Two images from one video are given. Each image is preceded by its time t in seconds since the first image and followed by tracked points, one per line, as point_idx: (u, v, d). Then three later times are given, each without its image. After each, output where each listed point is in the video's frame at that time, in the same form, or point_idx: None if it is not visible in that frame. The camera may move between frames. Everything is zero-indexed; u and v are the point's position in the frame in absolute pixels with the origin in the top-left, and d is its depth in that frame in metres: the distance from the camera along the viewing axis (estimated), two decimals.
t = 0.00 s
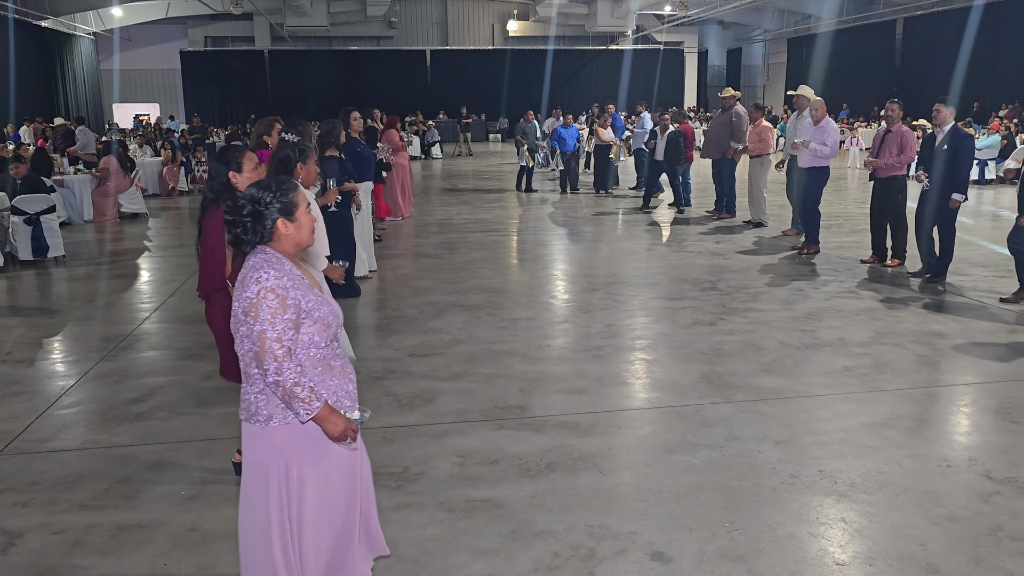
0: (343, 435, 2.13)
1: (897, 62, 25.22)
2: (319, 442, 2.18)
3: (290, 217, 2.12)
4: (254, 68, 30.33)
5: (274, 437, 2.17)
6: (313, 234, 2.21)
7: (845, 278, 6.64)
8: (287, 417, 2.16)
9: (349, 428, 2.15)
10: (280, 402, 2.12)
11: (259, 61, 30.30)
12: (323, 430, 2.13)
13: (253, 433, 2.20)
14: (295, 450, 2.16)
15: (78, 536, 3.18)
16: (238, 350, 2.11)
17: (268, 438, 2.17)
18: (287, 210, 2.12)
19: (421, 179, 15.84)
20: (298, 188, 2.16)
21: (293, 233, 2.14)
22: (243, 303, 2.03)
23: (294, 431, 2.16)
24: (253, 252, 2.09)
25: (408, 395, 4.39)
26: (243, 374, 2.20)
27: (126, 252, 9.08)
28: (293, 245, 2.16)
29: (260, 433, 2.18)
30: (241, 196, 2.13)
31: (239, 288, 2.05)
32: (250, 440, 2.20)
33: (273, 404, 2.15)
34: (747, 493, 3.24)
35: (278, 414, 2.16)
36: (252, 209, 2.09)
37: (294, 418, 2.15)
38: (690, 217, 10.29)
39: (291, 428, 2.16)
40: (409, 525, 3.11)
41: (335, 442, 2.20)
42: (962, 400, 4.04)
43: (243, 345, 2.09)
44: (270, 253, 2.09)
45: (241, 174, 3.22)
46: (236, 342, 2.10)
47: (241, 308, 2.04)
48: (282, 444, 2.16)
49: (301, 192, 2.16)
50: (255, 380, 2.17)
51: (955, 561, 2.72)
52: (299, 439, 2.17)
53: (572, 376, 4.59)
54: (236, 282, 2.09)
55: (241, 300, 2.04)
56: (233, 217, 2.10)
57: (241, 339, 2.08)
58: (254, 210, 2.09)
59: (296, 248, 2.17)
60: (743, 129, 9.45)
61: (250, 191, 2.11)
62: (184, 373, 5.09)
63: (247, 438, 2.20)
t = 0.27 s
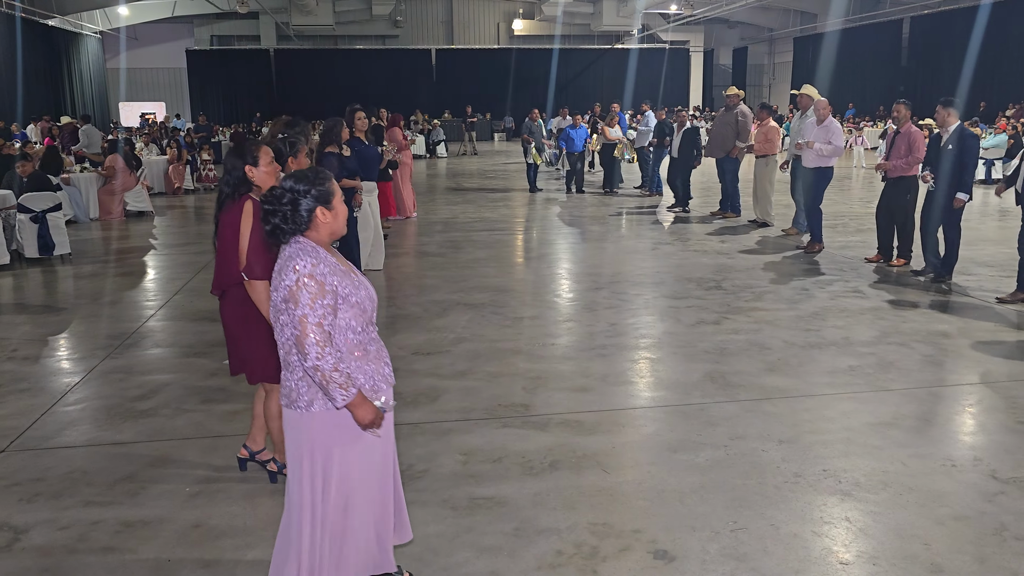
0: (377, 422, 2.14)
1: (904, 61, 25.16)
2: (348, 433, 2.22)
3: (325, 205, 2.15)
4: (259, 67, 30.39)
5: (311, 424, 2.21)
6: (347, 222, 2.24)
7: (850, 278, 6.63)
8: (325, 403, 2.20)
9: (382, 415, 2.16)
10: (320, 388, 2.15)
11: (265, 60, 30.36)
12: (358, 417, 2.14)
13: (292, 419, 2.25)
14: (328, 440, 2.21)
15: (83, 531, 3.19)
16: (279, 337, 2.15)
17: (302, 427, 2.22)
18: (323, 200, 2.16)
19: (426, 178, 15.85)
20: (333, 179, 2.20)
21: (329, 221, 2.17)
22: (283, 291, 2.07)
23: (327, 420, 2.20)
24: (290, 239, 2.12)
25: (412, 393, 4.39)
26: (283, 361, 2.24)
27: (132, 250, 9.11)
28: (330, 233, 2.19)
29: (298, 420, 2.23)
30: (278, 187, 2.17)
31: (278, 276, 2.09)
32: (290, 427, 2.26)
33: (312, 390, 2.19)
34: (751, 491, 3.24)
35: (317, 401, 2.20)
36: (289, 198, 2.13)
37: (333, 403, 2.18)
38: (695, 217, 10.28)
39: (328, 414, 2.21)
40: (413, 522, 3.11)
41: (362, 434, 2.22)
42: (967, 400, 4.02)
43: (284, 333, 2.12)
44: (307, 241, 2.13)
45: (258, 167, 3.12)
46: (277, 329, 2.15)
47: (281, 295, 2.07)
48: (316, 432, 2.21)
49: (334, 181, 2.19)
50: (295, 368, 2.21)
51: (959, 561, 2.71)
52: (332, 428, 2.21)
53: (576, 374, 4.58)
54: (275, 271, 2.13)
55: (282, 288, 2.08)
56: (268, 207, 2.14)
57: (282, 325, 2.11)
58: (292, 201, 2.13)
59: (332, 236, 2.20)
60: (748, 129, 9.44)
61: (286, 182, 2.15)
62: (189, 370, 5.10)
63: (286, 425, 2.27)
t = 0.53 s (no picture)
0: (385, 423, 2.17)
1: (910, 61, 25.10)
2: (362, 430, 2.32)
3: (341, 204, 2.20)
4: (265, 67, 30.45)
5: (330, 418, 2.32)
6: (364, 218, 2.28)
7: (854, 278, 6.62)
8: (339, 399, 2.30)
9: (392, 416, 2.18)
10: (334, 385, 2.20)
11: (270, 59, 30.42)
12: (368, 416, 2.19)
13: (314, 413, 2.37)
14: (338, 438, 2.31)
15: (87, 529, 3.21)
16: (295, 333, 2.22)
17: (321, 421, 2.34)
18: (339, 198, 2.19)
19: (431, 178, 15.86)
20: (351, 176, 2.24)
21: (344, 219, 2.21)
22: (297, 289, 2.12)
23: (341, 416, 2.30)
24: (306, 237, 2.17)
25: (415, 393, 4.39)
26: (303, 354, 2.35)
27: (138, 249, 9.14)
28: (347, 229, 2.23)
29: (319, 413, 2.35)
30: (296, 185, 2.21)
31: (294, 273, 2.14)
32: (312, 420, 2.38)
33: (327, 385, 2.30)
34: (754, 491, 3.23)
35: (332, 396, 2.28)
36: (306, 197, 2.17)
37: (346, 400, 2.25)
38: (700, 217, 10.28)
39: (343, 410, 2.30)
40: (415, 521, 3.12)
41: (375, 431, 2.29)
42: (971, 401, 4.01)
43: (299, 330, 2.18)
44: (323, 238, 2.17)
45: (269, 165, 3.12)
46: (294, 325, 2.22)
47: (296, 293, 2.13)
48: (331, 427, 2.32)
49: (351, 180, 2.23)
50: (312, 362, 2.30)
51: (962, 562, 2.71)
52: (346, 423, 2.30)
53: (579, 374, 4.58)
54: (292, 267, 2.19)
55: (297, 285, 2.13)
56: (294, 200, 2.17)
57: (298, 322, 2.18)
58: (309, 200, 2.17)
59: (349, 232, 2.24)
60: (752, 128, 9.42)
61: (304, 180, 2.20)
62: (193, 369, 5.12)
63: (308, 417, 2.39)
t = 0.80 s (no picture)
0: (383, 434, 2.13)
1: (917, 62, 25.05)
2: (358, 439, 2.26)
3: (342, 211, 2.17)
4: (271, 67, 30.52)
5: (329, 428, 2.27)
6: (362, 227, 2.25)
7: (859, 278, 6.63)
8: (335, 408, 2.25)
9: (390, 427, 2.15)
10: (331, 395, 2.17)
11: (276, 60, 30.50)
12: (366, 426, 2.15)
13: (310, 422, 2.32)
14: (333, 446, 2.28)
15: (92, 528, 3.22)
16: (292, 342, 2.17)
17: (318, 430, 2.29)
18: (338, 207, 2.16)
19: (436, 178, 15.89)
20: (350, 183, 2.21)
21: (344, 227, 2.18)
22: (296, 297, 2.08)
23: (338, 426, 2.25)
24: (305, 245, 2.13)
25: (419, 393, 4.40)
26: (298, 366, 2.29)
27: (144, 249, 9.16)
28: (344, 238, 2.20)
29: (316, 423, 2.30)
30: (294, 193, 2.17)
31: (292, 281, 2.10)
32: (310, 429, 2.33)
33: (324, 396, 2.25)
34: (756, 493, 3.23)
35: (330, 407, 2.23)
36: (305, 206, 2.13)
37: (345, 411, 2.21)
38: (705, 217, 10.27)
39: (342, 420, 2.25)
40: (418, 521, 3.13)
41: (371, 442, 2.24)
42: (976, 403, 4.00)
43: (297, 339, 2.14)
44: (322, 247, 2.13)
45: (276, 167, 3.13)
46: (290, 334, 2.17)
47: (295, 301, 2.09)
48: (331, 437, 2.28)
49: (351, 187, 2.20)
50: (309, 372, 2.26)
51: (965, 564, 2.70)
52: (346, 433, 2.25)
53: (583, 375, 4.58)
54: (289, 276, 2.14)
55: (295, 293, 2.09)
56: (292, 209, 2.13)
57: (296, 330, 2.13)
58: (308, 209, 2.13)
59: (346, 241, 2.21)
60: (757, 128, 9.39)
61: (302, 187, 2.16)
62: (198, 369, 5.13)
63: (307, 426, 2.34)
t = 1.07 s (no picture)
0: (374, 434, 2.13)
1: (924, 63, 24.98)
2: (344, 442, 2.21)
3: (328, 213, 2.18)
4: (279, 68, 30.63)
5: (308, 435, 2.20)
6: (344, 231, 2.26)
7: (866, 280, 6.61)
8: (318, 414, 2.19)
9: (380, 427, 2.15)
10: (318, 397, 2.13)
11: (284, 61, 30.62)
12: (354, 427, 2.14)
13: (286, 431, 2.23)
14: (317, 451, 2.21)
15: (100, 526, 3.24)
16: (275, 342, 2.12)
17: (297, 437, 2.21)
18: (324, 208, 2.16)
19: (442, 179, 15.93)
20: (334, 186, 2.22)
21: (329, 229, 2.18)
22: (285, 294, 2.05)
23: (324, 427, 2.20)
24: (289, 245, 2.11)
25: (425, 394, 4.41)
26: (274, 373, 2.22)
27: (152, 249, 9.21)
28: (326, 240, 2.20)
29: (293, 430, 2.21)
30: (276, 193, 2.16)
31: (281, 279, 2.07)
32: (280, 439, 2.23)
33: (307, 401, 2.18)
34: (763, 494, 3.23)
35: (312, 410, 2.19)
36: (291, 205, 2.11)
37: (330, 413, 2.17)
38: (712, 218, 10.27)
39: (322, 425, 2.20)
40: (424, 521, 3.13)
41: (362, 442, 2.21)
42: (984, 405, 3.98)
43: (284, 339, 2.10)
44: (307, 248, 2.12)
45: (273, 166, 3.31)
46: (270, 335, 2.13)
47: (283, 299, 2.05)
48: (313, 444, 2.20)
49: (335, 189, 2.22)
50: (289, 378, 2.19)
51: (973, 566, 2.69)
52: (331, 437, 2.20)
53: (589, 376, 4.58)
54: (273, 275, 2.11)
55: (284, 291, 2.05)
56: (277, 209, 2.12)
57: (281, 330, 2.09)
58: (292, 210, 2.12)
59: (328, 242, 2.21)
60: (765, 130, 9.39)
61: (288, 187, 2.15)
62: (205, 369, 5.15)
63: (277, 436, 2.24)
